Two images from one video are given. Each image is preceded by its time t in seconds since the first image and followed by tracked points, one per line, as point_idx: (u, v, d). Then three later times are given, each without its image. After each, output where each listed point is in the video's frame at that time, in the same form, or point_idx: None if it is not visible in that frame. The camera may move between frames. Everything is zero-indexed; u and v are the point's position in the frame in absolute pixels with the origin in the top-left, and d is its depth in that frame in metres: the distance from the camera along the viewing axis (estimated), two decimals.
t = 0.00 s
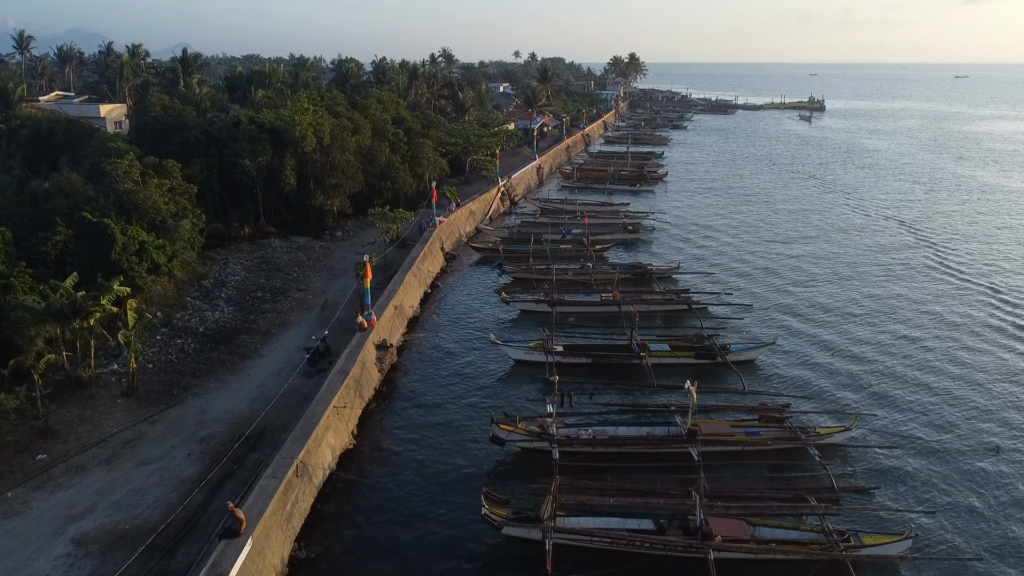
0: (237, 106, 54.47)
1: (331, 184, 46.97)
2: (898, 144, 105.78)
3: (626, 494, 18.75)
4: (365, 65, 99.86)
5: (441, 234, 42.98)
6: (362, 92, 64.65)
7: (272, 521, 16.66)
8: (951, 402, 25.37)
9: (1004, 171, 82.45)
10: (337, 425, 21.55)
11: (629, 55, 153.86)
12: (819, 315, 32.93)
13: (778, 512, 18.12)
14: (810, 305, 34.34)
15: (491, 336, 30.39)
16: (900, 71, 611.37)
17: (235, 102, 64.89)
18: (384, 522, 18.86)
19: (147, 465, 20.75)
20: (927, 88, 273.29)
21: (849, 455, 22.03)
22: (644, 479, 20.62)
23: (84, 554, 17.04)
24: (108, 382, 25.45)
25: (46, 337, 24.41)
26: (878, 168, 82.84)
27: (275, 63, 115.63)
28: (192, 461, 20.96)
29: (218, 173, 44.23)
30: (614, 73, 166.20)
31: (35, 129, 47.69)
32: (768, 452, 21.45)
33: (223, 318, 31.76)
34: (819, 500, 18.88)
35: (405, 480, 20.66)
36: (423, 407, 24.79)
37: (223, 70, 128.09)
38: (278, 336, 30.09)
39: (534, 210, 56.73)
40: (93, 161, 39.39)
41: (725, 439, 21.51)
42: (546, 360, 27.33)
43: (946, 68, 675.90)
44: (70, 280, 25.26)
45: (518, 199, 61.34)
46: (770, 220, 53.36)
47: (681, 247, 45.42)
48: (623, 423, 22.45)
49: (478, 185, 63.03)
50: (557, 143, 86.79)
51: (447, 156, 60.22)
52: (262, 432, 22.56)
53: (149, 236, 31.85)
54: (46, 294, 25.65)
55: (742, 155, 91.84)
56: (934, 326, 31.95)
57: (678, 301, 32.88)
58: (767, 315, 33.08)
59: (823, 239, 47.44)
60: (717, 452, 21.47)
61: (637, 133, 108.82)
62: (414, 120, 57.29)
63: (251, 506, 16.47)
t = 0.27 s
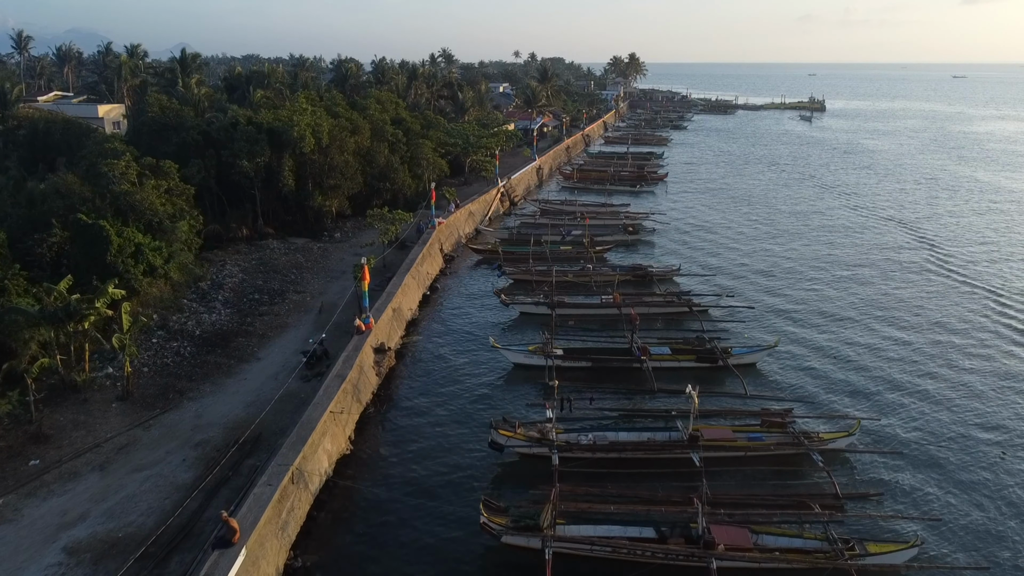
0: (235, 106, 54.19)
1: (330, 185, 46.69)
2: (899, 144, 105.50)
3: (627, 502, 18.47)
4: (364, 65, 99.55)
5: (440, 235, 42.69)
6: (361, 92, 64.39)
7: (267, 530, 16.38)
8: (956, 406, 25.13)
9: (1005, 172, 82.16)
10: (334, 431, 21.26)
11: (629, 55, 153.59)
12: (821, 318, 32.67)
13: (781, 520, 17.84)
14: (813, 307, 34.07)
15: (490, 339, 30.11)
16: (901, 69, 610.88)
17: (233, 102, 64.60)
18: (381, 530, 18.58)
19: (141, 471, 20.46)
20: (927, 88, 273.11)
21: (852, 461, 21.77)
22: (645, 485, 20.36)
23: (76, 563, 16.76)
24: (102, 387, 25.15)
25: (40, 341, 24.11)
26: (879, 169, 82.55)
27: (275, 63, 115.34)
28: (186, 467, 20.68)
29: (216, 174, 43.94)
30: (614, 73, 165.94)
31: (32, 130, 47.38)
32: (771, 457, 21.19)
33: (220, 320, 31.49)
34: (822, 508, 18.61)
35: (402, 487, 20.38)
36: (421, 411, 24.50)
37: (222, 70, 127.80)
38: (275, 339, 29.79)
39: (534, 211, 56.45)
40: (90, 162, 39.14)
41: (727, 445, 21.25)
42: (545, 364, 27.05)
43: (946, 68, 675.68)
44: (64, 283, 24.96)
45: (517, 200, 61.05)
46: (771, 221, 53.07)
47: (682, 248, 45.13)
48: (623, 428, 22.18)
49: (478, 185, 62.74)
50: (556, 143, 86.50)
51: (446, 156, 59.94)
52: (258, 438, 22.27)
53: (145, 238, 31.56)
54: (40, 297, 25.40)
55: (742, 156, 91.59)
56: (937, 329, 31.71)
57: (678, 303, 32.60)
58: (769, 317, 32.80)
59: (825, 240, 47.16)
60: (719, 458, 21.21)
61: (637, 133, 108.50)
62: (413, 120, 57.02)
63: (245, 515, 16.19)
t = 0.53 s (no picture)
0: (234, 106, 53.89)
1: (328, 186, 46.41)
2: (900, 145, 105.24)
3: (629, 509, 18.19)
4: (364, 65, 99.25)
5: (439, 236, 42.42)
6: (360, 93, 64.12)
7: (261, 539, 16.08)
8: (961, 410, 24.90)
9: (1006, 172, 81.87)
10: (331, 436, 20.98)
11: (630, 55, 153.32)
12: (824, 320, 32.43)
13: (786, 528, 17.58)
14: (815, 309, 33.82)
15: (490, 342, 29.81)
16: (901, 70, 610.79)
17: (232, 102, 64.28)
18: (379, 538, 18.28)
19: (135, 477, 20.17)
20: (927, 89, 273.03)
21: (856, 467, 21.52)
22: (647, 492, 20.08)
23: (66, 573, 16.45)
24: (97, 391, 24.84)
25: (34, 344, 23.80)
26: (881, 169, 82.26)
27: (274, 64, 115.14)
28: (181, 473, 20.38)
29: (213, 174, 43.64)
30: (613, 73, 165.74)
31: (29, 130, 47.04)
32: (774, 463, 20.95)
33: (217, 323, 31.19)
34: (827, 515, 18.35)
35: (400, 493, 20.09)
36: (420, 416, 24.22)
37: (222, 70, 127.56)
38: (272, 342, 29.48)
39: (534, 212, 56.17)
40: (86, 163, 38.83)
41: (730, 450, 20.97)
42: (545, 367, 26.76)
43: (946, 68, 675.35)
44: (58, 286, 24.65)
45: (518, 200, 60.75)
46: (772, 222, 52.79)
47: (683, 250, 44.83)
48: (625, 433, 21.93)
49: (478, 186, 62.44)
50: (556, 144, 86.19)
51: (446, 157, 59.64)
52: (254, 443, 21.97)
53: (141, 240, 31.25)
54: (34, 300, 25.10)
55: (743, 156, 91.29)
56: (941, 331, 31.46)
57: (680, 305, 32.30)
58: (772, 320, 32.51)
59: (826, 242, 46.87)
60: (721, 464, 20.94)
61: (637, 133, 108.22)
62: (413, 121, 56.73)
63: (239, 524, 15.90)
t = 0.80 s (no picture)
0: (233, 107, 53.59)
1: (327, 187, 46.10)
2: (901, 145, 104.95)
3: (630, 517, 17.94)
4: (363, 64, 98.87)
5: (439, 238, 42.14)
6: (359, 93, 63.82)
7: (256, 548, 15.81)
8: (965, 415, 24.67)
9: (1009, 173, 81.54)
10: (328, 442, 20.68)
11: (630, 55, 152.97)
12: (827, 323, 32.15)
13: (790, 536, 17.33)
14: (818, 312, 33.57)
15: (489, 345, 29.54)
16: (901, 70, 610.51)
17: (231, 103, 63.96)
18: (376, 545, 18.00)
19: (129, 484, 19.87)
20: (928, 89, 272.68)
21: (860, 473, 21.26)
22: (648, 499, 19.80)
23: None
24: (92, 395, 24.54)
25: (28, 348, 23.50)
26: (882, 170, 81.96)
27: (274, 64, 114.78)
28: (176, 479, 20.10)
29: (211, 175, 43.35)
30: (613, 73, 165.40)
31: (26, 130, 46.72)
32: (777, 469, 20.71)
33: (214, 326, 30.89)
34: (831, 522, 18.10)
35: (398, 499, 19.82)
36: (418, 421, 23.93)
37: (221, 70, 127.23)
38: (270, 345, 29.19)
39: (534, 213, 55.88)
40: (83, 164, 38.53)
41: (732, 456, 20.70)
42: (545, 370, 26.48)
43: (946, 68, 674.98)
44: (53, 289, 24.35)
45: (518, 201, 60.46)
46: (774, 224, 52.52)
47: (684, 252, 44.55)
48: (626, 439, 21.68)
49: (477, 186, 62.15)
50: (556, 144, 85.87)
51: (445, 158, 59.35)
52: (251, 448, 21.69)
53: (137, 242, 30.96)
54: (28, 303, 24.80)
55: (743, 156, 91.00)
56: (944, 334, 31.21)
57: (681, 307, 32.02)
58: (774, 323, 32.25)
59: (828, 243, 46.59)
60: (724, 470, 20.65)
61: (637, 133, 107.91)
62: (412, 121, 56.44)
63: (233, 534, 15.61)
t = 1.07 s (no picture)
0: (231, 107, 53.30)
1: (325, 188, 45.81)
2: (901, 146, 104.64)
3: (631, 526, 17.66)
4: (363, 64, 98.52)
5: (438, 239, 41.85)
6: (358, 93, 63.52)
7: (250, 558, 15.52)
8: (971, 418, 24.47)
9: (1010, 174, 81.23)
10: (324, 448, 20.38)
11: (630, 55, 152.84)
12: (829, 326, 31.85)
13: (794, 545, 17.06)
14: (820, 314, 33.36)
15: (488, 348, 29.25)
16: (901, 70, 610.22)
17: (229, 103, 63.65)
18: (373, 554, 17.70)
19: (122, 491, 19.57)
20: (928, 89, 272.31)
21: (864, 480, 20.99)
22: (650, 506, 19.52)
23: None
24: (86, 399, 24.23)
25: (20, 352, 23.19)
26: (883, 171, 81.68)
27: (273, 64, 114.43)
28: (170, 486, 19.81)
29: (209, 176, 43.05)
30: (613, 73, 165.08)
31: (23, 130, 46.38)
32: (780, 476, 20.47)
33: (210, 328, 30.59)
34: (836, 531, 17.83)
35: (395, 506, 19.52)
36: (417, 425, 23.66)
37: (221, 70, 126.96)
38: (267, 348, 28.88)
39: (534, 214, 55.60)
40: (79, 164, 38.21)
41: (735, 462, 20.44)
42: (544, 374, 26.18)
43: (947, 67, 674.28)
44: (46, 292, 24.05)
45: (517, 202, 60.18)
46: (775, 225, 52.24)
47: (685, 253, 44.27)
48: (627, 444, 21.40)
49: (477, 187, 61.85)
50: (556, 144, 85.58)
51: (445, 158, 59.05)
52: (246, 454, 21.40)
53: (133, 244, 30.68)
54: (21, 306, 24.50)
55: (744, 157, 90.69)
56: (947, 337, 30.95)
57: (682, 310, 31.74)
58: (776, 326, 31.96)
59: (829, 245, 46.32)
60: (726, 475, 20.41)
61: (637, 133, 107.63)
62: (411, 121, 56.16)
63: (227, 543, 15.32)
